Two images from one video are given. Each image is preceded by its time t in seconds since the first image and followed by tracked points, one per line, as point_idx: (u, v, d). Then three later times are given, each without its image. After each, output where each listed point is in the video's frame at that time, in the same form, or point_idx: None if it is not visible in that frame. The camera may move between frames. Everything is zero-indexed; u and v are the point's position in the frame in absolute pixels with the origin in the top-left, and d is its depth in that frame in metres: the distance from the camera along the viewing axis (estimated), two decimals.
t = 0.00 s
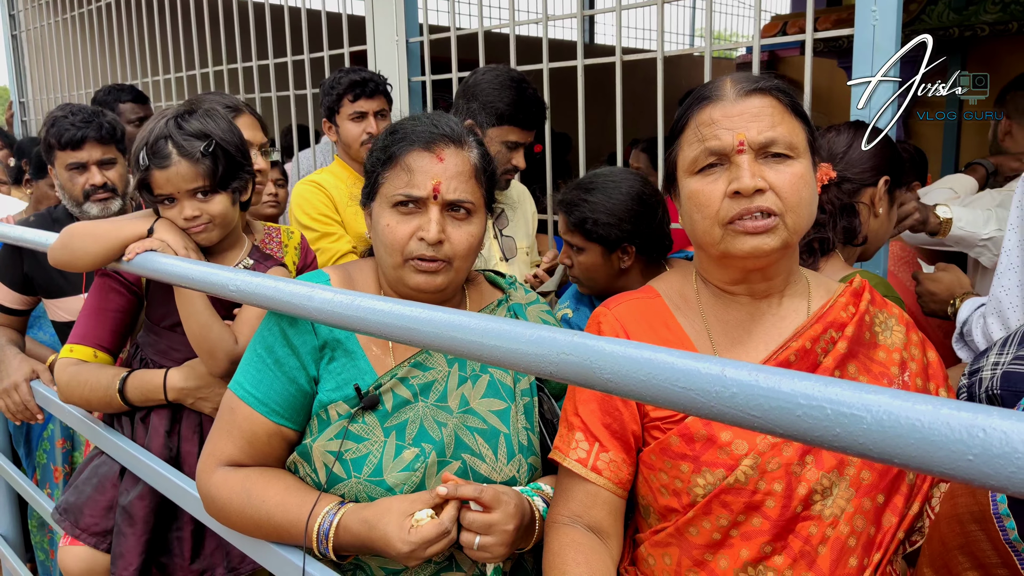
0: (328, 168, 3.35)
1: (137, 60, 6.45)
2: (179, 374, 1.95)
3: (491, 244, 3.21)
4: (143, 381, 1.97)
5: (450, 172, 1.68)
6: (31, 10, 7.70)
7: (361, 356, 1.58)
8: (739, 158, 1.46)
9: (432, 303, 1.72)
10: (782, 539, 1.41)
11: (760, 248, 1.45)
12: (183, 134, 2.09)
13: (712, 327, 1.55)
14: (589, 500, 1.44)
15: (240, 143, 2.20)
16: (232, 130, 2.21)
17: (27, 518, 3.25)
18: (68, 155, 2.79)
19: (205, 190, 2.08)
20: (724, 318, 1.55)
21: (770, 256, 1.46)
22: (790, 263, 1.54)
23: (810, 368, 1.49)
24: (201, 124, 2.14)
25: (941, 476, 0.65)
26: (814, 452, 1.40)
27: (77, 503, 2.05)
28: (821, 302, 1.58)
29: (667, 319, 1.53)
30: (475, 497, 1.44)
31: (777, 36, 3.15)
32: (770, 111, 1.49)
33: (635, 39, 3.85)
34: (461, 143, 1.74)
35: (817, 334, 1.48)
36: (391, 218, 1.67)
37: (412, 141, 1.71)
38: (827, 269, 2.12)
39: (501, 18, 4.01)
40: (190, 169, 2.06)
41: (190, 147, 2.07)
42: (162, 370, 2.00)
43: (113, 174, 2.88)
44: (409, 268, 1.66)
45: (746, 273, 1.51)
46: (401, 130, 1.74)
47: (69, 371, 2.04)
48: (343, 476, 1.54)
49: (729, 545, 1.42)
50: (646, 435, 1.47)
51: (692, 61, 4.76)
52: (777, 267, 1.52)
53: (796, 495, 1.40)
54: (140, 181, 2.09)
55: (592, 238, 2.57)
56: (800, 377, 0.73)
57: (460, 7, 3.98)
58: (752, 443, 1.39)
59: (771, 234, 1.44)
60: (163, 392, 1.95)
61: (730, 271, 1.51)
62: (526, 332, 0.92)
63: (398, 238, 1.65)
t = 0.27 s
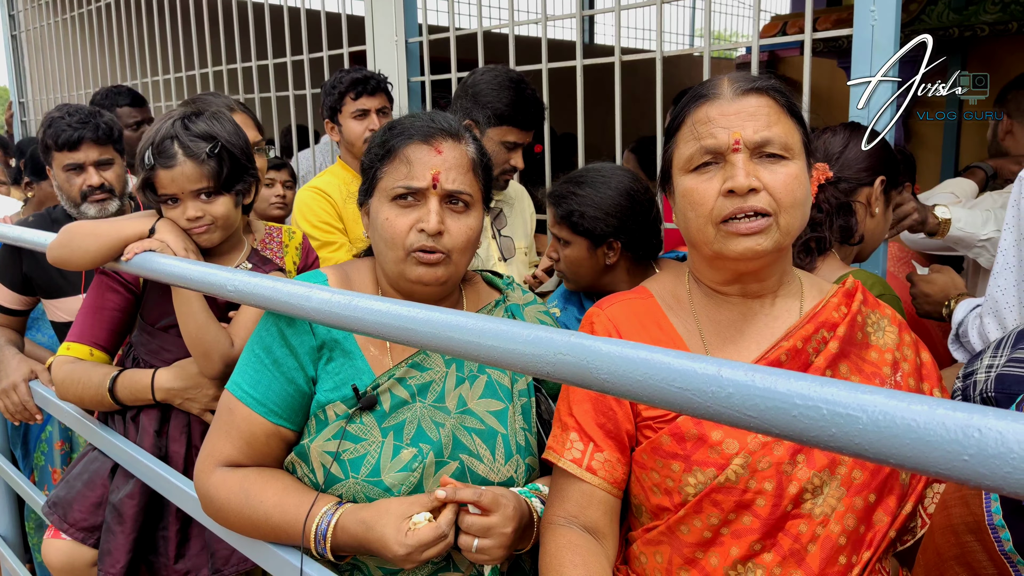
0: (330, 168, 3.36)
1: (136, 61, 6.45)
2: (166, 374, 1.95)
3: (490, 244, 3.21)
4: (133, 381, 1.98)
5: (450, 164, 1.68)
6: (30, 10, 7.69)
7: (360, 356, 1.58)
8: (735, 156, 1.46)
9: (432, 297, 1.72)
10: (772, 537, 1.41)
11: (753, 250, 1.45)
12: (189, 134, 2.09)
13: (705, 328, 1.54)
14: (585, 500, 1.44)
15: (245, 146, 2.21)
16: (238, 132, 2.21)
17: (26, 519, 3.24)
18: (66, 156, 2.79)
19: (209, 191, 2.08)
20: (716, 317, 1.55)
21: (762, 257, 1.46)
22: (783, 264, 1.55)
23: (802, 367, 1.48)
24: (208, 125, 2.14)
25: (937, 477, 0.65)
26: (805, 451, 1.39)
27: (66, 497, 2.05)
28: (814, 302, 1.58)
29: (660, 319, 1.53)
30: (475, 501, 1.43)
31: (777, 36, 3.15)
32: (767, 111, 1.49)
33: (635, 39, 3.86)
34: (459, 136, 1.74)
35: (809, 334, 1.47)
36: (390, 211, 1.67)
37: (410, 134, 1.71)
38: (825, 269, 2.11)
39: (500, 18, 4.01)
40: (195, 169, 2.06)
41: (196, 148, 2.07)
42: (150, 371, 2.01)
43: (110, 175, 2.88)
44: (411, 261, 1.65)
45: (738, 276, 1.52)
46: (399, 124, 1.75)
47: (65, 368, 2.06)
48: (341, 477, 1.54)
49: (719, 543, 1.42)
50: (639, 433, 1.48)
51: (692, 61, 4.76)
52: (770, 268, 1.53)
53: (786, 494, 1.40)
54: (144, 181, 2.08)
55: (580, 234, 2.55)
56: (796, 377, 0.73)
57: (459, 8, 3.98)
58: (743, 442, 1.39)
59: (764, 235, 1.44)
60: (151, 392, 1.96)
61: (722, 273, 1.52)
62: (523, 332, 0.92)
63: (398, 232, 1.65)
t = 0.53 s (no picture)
0: (331, 167, 3.33)
1: (136, 60, 6.44)
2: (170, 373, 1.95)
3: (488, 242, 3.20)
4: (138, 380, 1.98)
5: (445, 164, 1.68)
6: (30, 9, 7.68)
7: (358, 354, 1.58)
8: (732, 156, 1.45)
9: (428, 296, 1.72)
10: (766, 535, 1.41)
11: (746, 250, 1.44)
12: (191, 131, 2.08)
13: (700, 326, 1.54)
14: (581, 499, 1.43)
15: (244, 144, 2.21)
16: (238, 131, 2.21)
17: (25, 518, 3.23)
18: (64, 155, 2.79)
19: (208, 189, 2.08)
20: (712, 316, 1.54)
21: (758, 256, 1.46)
22: (779, 263, 1.54)
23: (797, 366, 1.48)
24: (209, 123, 2.13)
25: (937, 474, 0.65)
26: (800, 450, 1.39)
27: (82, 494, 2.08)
28: (809, 301, 1.58)
29: (655, 318, 1.53)
30: (473, 496, 1.44)
31: (777, 35, 3.14)
32: (765, 110, 1.49)
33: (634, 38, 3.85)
34: (455, 136, 1.73)
35: (804, 333, 1.47)
36: (386, 211, 1.67)
37: (405, 134, 1.71)
38: (822, 268, 2.12)
39: (500, 17, 4.00)
40: (196, 167, 2.05)
41: (198, 145, 2.07)
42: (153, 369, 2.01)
43: (108, 174, 2.87)
44: (406, 260, 1.65)
45: (735, 273, 1.51)
46: (395, 124, 1.74)
47: (72, 365, 2.08)
48: (339, 474, 1.54)
49: (714, 541, 1.42)
50: (634, 432, 1.46)
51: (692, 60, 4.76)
52: (766, 267, 1.51)
53: (781, 492, 1.39)
54: (143, 175, 2.07)
55: (569, 228, 2.55)
56: (796, 374, 0.73)
57: (459, 6, 3.98)
58: (738, 441, 1.39)
59: (759, 235, 1.44)
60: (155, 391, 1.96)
61: (718, 270, 1.51)
62: (522, 330, 0.91)
63: (394, 231, 1.64)
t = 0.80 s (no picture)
0: (331, 164, 3.32)
1: (136, 57, 6.44)
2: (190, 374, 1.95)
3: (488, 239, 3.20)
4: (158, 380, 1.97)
5: (443, 161, 1.67)
6: (30, 6, 7.67)
7: (357, 351, 1.58)
8: (725, 159, 1.44)
9: (428, 293, 1.71)
10: (761, 535, 1.41)
11: (740, 253, 1.44)
12: (187, 129, 2.08)
13: (694, 324, 1.54)
14: (577, 499, 1.43)
15: (240, 140, 2.20)
16: (233, 127, 2.20)
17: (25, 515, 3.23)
18: (71, 151, 2.78)
19: (207, 186, 2.08)
20: (706, 315, 1.54)
21: (753, 258, 1.45)
22: (774, 261, 1.53)
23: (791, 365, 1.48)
24: (205, 119, 2.13)
25: (940, 472, 0.64)
26: (795, 449, 1.38)
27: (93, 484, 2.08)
28: (803, 299, 1.57)
29: (649, 317, 1.52)
30: (476, 496, 1.43)
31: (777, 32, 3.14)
32: (756, 110, 1.48)
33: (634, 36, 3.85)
34: (453, 133, 1.73)
35: (799, 331, 1.46)
36: (384, 207, 1.67)
37: (403, 131, 1.70)
38: (822, 265, 2.12)
39: (501, 14, 4.00)
40: (194, 164, 2.05)
41: (195, 143, 2.06)
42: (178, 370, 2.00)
43: (115, 170, 2.88)
44: (404, 257, 1.64)
45: (729, 273, 1.50)
46: (393, 121, 1.74)
47: (84, 364, 2.06)
48: (339, 471, 1.53)
49: (709, 541, 1.42)
50: (629, 432, 1.46)
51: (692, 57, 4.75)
52: (760, 266, 1.50)
53: (776, 492, 1.39)
54: (140, 175, 2.08)
55: (581, 219, 2.55)
56: (798, 371, 0.72)
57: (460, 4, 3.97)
58: (733, 441, 1.38)
59: (754, 236, 1.43)
60: (177, 392, 1.96)
61: (713, 270, 1.49)
62: (522, 327, 0.91)
63: (392, 227, 1.64)
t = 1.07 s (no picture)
0: (331, 160, 3.33)
1: (136, 54, 6.44)
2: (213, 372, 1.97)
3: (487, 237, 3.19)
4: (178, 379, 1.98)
5: (447, 164, 1.66)
6: (30, 3, 7.66)
7: (357, 349, 1.58)
8: (710, 161, 1.44)
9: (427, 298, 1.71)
10: (755, 543, 1.40)
11: (731, 249, 1.42)
12: (182, 125, 2.07)
13: (679, 331, 1.54)
14: (565, 509, 1.42)
15: (234, 133, 2.19)
16: (227, 120, 2.19)
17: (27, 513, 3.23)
18: (70, 149, 2.78)
19: (205, 182, 2.08)
20: (692, 321, 1.54)
21: (739, 256, 1.44)
22: (758, 265, 1.52)
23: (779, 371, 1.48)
24: (199, 114, 2.12)
25: (944, 471, 0.64)
26: (786, 456, 1.38)
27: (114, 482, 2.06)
28: (788, 302, 1.57)
29: (633, 323, 1.52)
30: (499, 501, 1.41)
31: (779, 29, 3.12)
32: (742, 113, 1.47)
33: (635, 34, 3.83)
34: (459, 137, 1.72)
35: (784, 337, 1.46)
36: (386, 210, 1.66)
37: (409, 134, 1.69)
38: (824, 262, 2.18)
39: (501, 11, 3.99)
40: (191, 160, 2.05)
41: (190, 139, 2.06)
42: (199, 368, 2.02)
43: (115, 168, 2.88)
44: (406, 262, 1.64)
45: (715, 275, 1.49)
46: (398, 122, 1.73)
47: (90, 369, 2.01)
48: (340, 468, 1.53)
49: (702, 550, 1.41)
50: (618, 442, 1.45)
51: (694, 55, 4.73)
52: (745, 269, 1.49)
53: (769, 500, 1.39)
54: (137, 172, 2.07)
55: (597, 211, 2.54)
56: (801, 369, 0.72)
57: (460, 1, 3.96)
58: (723, 450, 1.37)
59: (740, 235, 1.42)
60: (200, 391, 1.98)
61: (698, 273, 1.49)
62: (524, 325, 0.91)
63: (394, 232, 1.64)
